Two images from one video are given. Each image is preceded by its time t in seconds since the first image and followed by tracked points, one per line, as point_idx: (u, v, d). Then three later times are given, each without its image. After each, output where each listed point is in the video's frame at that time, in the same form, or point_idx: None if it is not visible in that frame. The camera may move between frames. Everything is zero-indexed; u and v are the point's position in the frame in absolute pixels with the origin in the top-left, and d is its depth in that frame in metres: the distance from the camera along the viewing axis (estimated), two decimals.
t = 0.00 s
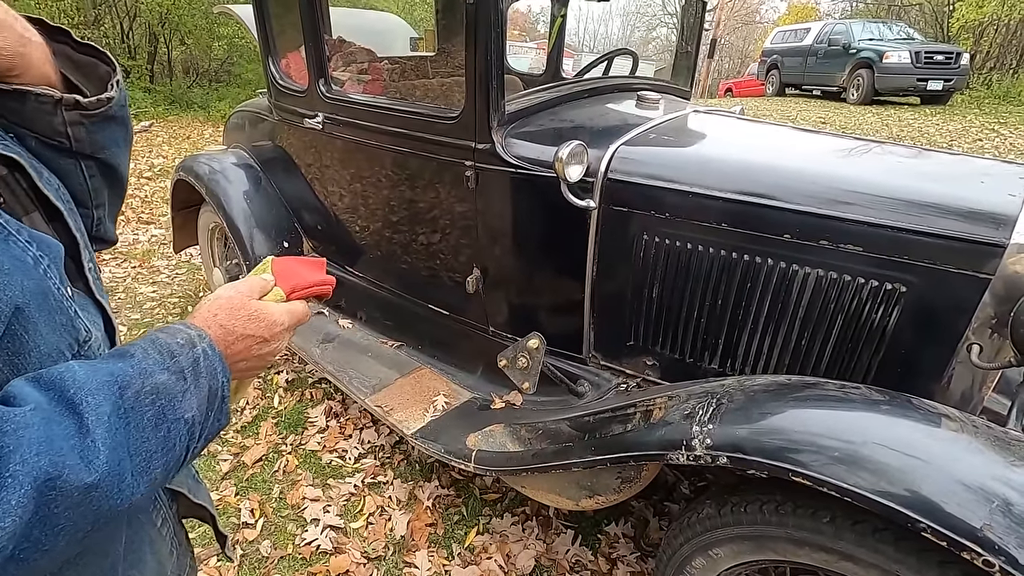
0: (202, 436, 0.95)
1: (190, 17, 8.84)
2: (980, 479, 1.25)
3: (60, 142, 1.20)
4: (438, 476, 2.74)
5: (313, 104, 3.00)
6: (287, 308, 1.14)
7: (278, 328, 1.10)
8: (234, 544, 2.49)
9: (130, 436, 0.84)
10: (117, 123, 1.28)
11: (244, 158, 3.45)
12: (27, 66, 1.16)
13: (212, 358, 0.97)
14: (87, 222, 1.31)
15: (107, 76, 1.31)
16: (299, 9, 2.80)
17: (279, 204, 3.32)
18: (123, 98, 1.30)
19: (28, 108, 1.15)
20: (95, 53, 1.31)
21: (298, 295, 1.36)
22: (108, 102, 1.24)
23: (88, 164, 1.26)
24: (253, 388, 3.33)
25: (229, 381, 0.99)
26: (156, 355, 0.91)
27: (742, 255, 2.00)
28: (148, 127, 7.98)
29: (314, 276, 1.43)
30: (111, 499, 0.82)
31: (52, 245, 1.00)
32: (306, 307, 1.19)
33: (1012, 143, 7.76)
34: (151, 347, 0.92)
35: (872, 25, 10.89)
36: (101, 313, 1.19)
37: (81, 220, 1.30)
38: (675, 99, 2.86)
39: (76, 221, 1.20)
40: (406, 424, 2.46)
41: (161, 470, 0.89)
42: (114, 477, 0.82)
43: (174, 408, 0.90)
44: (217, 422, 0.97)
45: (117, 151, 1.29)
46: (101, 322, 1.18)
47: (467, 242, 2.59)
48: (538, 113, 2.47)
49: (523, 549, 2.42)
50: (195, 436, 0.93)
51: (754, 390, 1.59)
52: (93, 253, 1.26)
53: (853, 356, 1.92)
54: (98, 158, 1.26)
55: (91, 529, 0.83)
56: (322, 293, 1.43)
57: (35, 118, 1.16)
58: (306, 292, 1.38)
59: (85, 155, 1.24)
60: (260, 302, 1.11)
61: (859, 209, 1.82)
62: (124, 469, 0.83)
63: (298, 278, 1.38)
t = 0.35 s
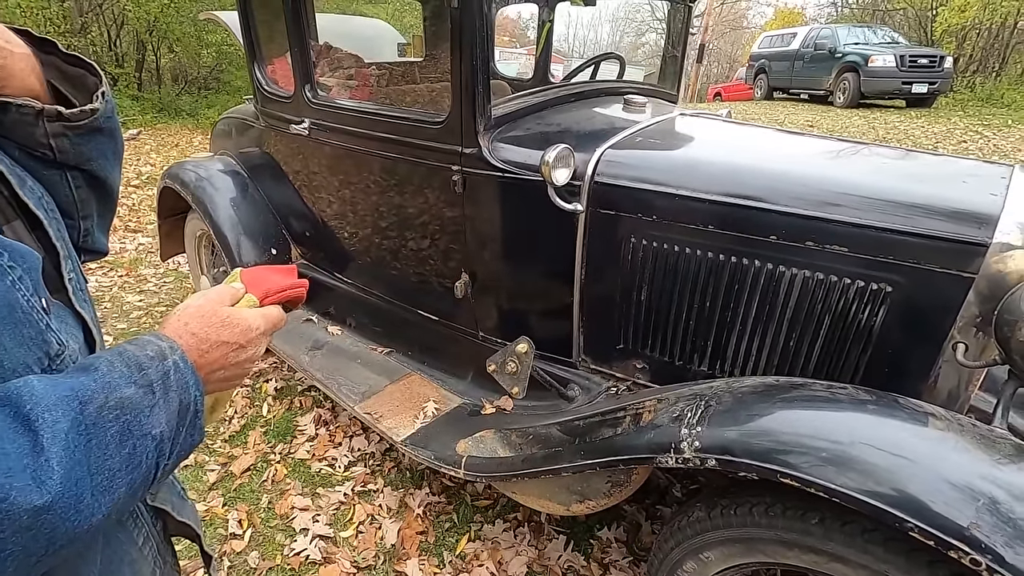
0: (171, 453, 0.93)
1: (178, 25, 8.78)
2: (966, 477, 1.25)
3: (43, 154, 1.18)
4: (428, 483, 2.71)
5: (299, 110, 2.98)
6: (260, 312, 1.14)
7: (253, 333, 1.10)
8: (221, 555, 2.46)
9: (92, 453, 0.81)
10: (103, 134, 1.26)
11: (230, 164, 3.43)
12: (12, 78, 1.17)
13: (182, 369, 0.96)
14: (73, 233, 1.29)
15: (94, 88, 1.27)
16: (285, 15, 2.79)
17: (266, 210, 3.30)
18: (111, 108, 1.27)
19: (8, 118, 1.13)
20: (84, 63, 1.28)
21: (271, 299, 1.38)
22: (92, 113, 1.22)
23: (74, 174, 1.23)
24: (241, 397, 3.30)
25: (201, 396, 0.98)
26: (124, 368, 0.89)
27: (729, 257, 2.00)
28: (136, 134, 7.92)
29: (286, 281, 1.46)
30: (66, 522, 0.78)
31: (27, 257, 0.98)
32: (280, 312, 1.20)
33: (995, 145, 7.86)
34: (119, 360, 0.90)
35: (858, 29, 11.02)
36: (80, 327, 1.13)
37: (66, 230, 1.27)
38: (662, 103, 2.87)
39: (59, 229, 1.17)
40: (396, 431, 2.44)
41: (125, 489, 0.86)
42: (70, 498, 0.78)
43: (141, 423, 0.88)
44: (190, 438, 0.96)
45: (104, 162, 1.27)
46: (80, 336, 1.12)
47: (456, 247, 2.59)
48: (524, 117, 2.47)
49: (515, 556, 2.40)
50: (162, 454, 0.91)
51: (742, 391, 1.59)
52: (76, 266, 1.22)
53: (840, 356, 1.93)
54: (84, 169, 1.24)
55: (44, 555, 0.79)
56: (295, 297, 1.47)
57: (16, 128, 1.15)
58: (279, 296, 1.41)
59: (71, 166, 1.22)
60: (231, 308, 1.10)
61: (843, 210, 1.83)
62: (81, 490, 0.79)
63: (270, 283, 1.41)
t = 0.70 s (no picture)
0: (142, 476, 0.91)
1: (162, 31, 8.68)
2: (950, 479, 1.25)
3: (21, 172, 1.15)
4: (418, 492, 2.69)
5: (283, 116, 2.95)
6: (239, 327, 1.10)
7: (229, 349, 1.06)
8: (206, 569, 2.42)
9: (53, 482, 0.79)
10: (84, 153, 1.22)
11: (214, 172, 3.39)
12: None
13: (152, 390, 0.93)
14: (44, 250, 1.26)
15: (70, 107, 1.22)
16: (268, 22, 2.77)
17: (251, 218, 3.27)
18: (90, 128, 1.24)
19: None
20: (58, 80, 1.22)
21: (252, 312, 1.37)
22: (73, 134, 1.18)
23: (51, 192, 1.20)
24: (227, 407, 3.25)
25: (173, 416, 0.96)
26: (89, 390, 0.87)
27: (715, 260, 2.00)
28: (120, 142, 7.83)
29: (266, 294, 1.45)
30: (25, 554, 0.76)
31: None
32: (261, 325, 1.16)
33: (976, 146, 7.98)
34: (84, 382, 0.87)
35: (841, 33, 11.16)
36: (48, 345, 1.10)
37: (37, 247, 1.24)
38: (647, 107, 2.88)
39: (26, 245, 1.13)
40: (384, 440, 2.41)
41: (89, 517, 0.84)
42: (28, 530, 0.76)
43: (107, 448, 0.85)
44: (162, 460, 0.94)
45: (83, 180, 1.24)
46: (47, 355, 1.09)
47: (443, 253, 2.57)
48: (510, 122, 2.46)
49: (505, 564, 2.38)
50: (131, 478, 0.89)
51: (729, 395, 1.58)
52: (47, 282, 1.19)
53: (827, 358, 1.93)
54: (61, 188, 1.21)
55: None
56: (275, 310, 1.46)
57: None
58: (260, 309, 1.40)
59: (48, 185, 1.19)
60: (207, 323, 1.07)
61: (827, 212, 1.84)
62: (40, 520, 0.77)
63: (250, 295, 1.40)
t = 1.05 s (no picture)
0: (128, 506, 0.90)
1: (161, 49, 8.71)
2: (951, 491, 1.25)
3: (6, 200, 1.15)
4: (417, 508, 2.67)
5: (280, 134, 2.97)
6: (227, 347, 1.12)
7: (218, 370, 1.08)
8: None
9: (33, 518, 0.78)
10: (70, 179, 1.22)
11: (211, 189, 3.39)
12: None
13: (137, 418, 0.93)
14: (32, 277, 1.26)
15: (58, 132, 1.23)
16: (265, 40, 2.80)
17: (248, 234, 3.27)
18: (79, 152, 1.24)
19: None
20: (46, 105, 1.22)
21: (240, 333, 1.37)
22: (58, 159, 1.18)
23: (37, 219, 1.20)
24: (225, 425, 3.23)
25: (160, 444, 0.95)
26: (71, 421, 0.86)
27: (711, 273, 2.01)
28: (118, 159, 7.85)
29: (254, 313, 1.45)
30: None
31: None
32: (250, 344, 1.19)
33: (970, 152, 8.03)
34: (66, 413, 0.87)
35: (833, 42, 11.27)
36: (36, 374, 1.08)
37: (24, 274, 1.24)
38: (642, 120, 2.90)
39: (15, 272, 1.12)
40: (383, 456, 2.39)
41: (72, 552, 0.82)
42: (6, 569, 0.75)
43: (90, 480, 0.84)
44: (148, 489, 0.94)
45: (69, 206, 1.24)
46: (36, 384, 1.06)
47: (440, 268, 2.57)
48: (505, 137, 2.47)
49: None
50: (116, 509, 0.88)
51: (727, 408, 1.58)
52: (35, 310, 1.16)
53: (824, 369, 1.93)
54: (48, 214, 1.21)
55: None
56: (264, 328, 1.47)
57: None
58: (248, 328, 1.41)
59: (35, 212, 1.19)
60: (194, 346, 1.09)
61: (821, 223, 1.85)
62: (19, 558, 0.76)
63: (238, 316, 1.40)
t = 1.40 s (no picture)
0: (121, 525, 0.89)
1: (169, 73, 8.85)
2: (960, 498, 1.24)
3: (32, 216, 1.17)
4: (423, 524, 2.65)
5: (286, 152, 3.02)
6: (233, 362, 1.12)
7: (221, 385, 1.08)
8: None
9: (15, 536, 0.77)
10: (95, 197, 1.26)
11: (218, 208, 3.44)
12: (9, 145, 1.18)
13: (133, 434, 0.92)
14: (55, 292, 1.28)
15: (82, 151, 1.26)
16: (271, 62, 2.86)
17: (254, 252, 3.31)
18: (100, 171, 1.28)
19: None
20: (67, 126, 1.26)
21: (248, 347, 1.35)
22: (83, 176, 1.22)
23: (62, 235, 1.22)
24: (230, 442, 3.23)
25: (156, 461, 0.94)
26: (63, 436, 0.85)
27: (714, 283, 2.02)
28: (126, 180, 7.96)
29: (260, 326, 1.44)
30: None
31: None
32: (256, 359, 1.19)
33: (970, 163, 8.06)
34: (60, 427, 0.86)
35: (831, 57, 11.39)
36: (43, 389, 1.07)
37: (48, 289, 1.26)
38: (642, 135, 2.93)
39: (32, 284, 1.14)
40: (388, 472, 2.39)
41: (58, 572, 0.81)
42: None
43: (78, 497, 0.83)
44: (144, 507, 0.92)
45: (94, 224, 1.27)
46: (42, 398, 1.05)
47: (444, 282, 2.59)
48: (507, 153, 2.51)
49: None
50: (107, 528, 0.86)
51: (732, 418, 1.58)
52: (51, 324, 1.18)
53: (829, 378, 1.93)
54: (73, 231, 1.23)
55: None
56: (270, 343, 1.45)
57: (6, 192, 1.14)
58: (255, 342, 1.39)
59: (60, 228, 1.21)
60: (198, 359, 1.09)
61: (822, 233, 1.86)
62: None
63: (246, 329, 1.38)
